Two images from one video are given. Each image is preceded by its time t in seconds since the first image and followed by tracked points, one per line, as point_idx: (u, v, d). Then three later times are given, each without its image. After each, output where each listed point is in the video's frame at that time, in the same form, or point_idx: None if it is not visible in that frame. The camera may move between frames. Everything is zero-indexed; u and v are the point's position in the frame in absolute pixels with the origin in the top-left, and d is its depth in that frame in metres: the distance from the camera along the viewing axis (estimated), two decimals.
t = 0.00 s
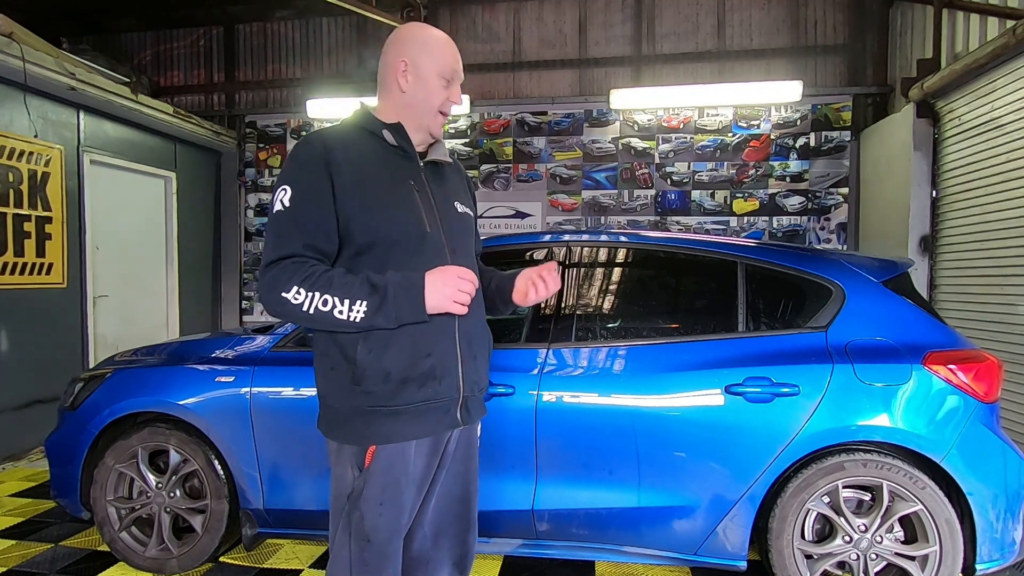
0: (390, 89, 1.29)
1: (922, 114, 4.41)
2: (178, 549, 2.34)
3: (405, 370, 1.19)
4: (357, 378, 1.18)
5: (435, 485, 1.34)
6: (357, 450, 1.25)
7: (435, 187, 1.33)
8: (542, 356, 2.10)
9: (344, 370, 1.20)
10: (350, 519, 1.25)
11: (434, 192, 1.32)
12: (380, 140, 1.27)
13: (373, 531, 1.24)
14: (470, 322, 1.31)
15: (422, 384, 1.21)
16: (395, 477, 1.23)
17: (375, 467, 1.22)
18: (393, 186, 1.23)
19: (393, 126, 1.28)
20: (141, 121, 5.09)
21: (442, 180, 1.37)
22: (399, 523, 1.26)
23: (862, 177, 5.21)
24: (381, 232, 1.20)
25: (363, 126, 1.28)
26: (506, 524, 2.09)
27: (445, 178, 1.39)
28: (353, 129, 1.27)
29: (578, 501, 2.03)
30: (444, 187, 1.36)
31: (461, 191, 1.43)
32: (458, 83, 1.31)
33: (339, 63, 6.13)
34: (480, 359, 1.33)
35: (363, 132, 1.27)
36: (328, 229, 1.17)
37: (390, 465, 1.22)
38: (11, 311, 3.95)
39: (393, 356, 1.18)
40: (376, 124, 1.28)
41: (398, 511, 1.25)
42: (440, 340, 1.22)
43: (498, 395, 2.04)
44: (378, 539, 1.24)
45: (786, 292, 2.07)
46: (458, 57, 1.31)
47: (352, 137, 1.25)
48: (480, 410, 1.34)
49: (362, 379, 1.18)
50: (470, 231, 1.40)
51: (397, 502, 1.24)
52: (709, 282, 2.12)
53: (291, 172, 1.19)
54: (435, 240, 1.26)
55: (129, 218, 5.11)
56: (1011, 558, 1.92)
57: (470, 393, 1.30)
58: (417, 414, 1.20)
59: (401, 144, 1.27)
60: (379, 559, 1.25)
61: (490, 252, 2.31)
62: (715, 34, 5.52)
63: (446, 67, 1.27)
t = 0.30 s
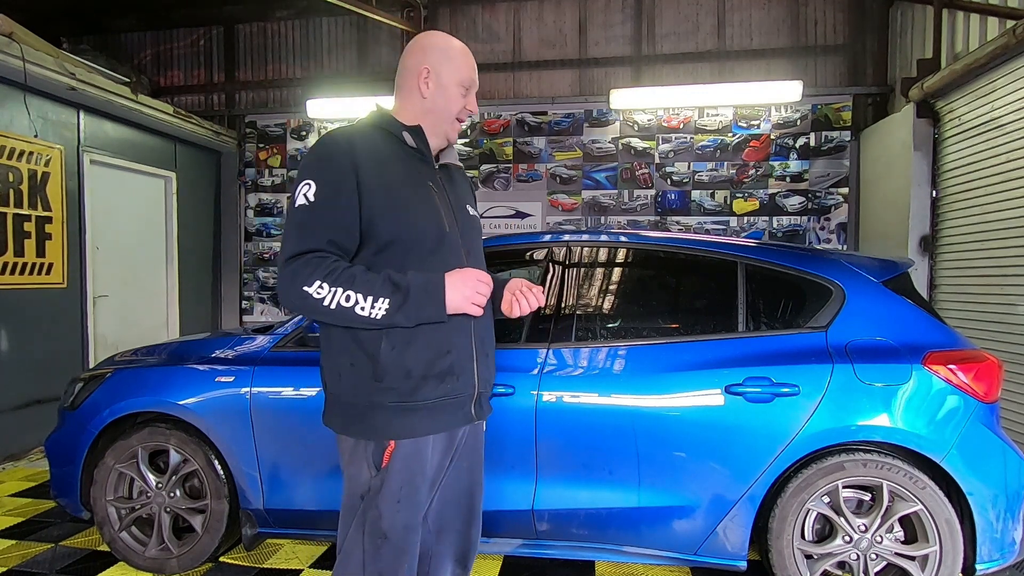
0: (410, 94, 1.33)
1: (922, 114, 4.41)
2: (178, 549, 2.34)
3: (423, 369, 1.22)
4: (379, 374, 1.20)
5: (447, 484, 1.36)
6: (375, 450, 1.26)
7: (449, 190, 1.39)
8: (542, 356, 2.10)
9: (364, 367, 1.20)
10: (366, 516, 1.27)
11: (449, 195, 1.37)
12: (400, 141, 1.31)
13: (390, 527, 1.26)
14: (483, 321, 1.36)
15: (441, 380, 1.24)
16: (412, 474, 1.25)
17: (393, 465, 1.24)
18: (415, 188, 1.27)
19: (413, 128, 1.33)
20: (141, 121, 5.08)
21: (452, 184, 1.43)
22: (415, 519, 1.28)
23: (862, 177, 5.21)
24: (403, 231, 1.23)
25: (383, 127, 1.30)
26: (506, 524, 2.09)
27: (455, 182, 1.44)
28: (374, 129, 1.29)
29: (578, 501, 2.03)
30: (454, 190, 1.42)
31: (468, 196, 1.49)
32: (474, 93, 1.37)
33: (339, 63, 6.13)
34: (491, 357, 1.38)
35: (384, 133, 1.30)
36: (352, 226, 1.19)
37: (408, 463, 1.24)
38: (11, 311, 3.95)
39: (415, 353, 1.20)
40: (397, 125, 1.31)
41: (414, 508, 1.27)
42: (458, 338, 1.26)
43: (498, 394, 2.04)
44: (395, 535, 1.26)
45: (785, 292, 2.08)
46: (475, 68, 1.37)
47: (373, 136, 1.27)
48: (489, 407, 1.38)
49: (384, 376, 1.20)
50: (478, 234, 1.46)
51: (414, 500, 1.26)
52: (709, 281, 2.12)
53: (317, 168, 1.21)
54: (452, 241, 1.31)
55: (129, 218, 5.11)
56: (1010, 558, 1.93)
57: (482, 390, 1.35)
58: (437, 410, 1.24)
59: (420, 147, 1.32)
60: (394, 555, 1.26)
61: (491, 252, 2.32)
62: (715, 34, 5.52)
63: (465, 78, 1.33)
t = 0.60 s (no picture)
0: (427, 102, 1.35)
1: (922, 114, 4.41)
2: (178, 549, 2.34)
3: (438, 365, 1.24)
4: (395, 370, 1.21)
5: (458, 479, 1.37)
6: (390, 446, 1.27)
7: (461, 194, 1.41)
8: (542, 356, 2.10)
9: (380, 362, 1.22)
10: (382, 513, 1.27)
11: (461, 199, 1.40)
12: (416, 144, 1.33)
13: (407, 523, 1.26)
14: (492, 323, 1.39)
15: (455, 377, 1.26)
16: (429, 468, 1.26)
17: (410, 460, 1.25)
18: (432, 190, 1.29)
19: (429, 133, 1.35)
20: (141, 121, 5.08)
21: (462, 188, 1.45)
22: (431, 514, 1.29)
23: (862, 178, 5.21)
24: (421, 231, 1.25)
25: (400, 130, 1.32)
26: (506, 524, 2.09)
27: (464, 187, 1.46)
28: (392, 132, 1.31)
29: (578, 501, 2.03)
30: (465, 194, 1.44)
31: (476, 201, 1.51)
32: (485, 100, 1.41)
33: (339, 63, 6.13)
34: (499, 357, 1.40)
35: (402, 136, 1.32)
36: (371, 225, 1.21)
37: (424, 457, 1.25)
38: (11, 311, 3.95)
39: (430, 351, 1.22)
40: (413, 129, 1.33)
41: (430, 502, 1.28)
42: (471, 336, 1.29)
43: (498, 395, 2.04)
44: (413, 530, 1.27)
45: (785, 292, 2.08)
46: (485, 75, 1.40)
47: (392, 139, 1.29)
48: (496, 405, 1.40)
49: (400, 371, 1.21)
50: (486, 237, 1.48)
51: (430, 494, 1.28)
52: (709, 281, 2.12)
53: (339, 167, 1.23)
54: (465, 243, 1.33)
55: (129, 218, 5.11)
56: (1011, 558, 1.92)
57: (492, 389, 1.37)
58: (450, 407, 1.26)
59: (435, 150, 1.34)
60: (412, 550, 1.27)
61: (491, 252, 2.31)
62: (715, 33, 5.52)
63: (480, 85, 1.36)
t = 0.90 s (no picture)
0: (439, 106, 1.35)
1: (922, 114, 4.41)
2: (178, 549, 2.34)
3: (438, 362, 1.24)
4: (395, 363, 1.22)
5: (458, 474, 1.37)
6: (391, 438, 1.27)
7: (470, 197, 1.40)
8: (542, 356, 2.10)
9: (382, 356, 1.23)
10: (384, 507, 1.27)
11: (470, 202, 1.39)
12: (428, 147, 1.34)
13: (409, 516, 1.26)
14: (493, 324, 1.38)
15: (454, 374, 1.26)
16: (429, 460, 1.26)
17: (410, 451, 1.25)
18: (440, 192, 1.29)
19: (441, 136, 1.35)
20: (141, 121, 5.08)
21: (472, 191, 1.44)
22: (433, 507, 1.28)
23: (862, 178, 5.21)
24: (428, 231, 1.25)
25: (413, 135, 1.33)
26: (506, 524, 2.09)
27: (475, 190, 1.45)
28: (405, 135, 1.32)
29: (579, 500, 2.03)
30: (475, 197, 1.43)
31: (486, 205, 1.50)
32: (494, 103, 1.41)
33: (339, 63, 6.13)
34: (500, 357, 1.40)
35: (414, 138, 1.33)
36: (379, 223, 1.22)
37: (423, 449, 1.25)
38: (11, 311, 3.95)
39: (431, 348, 1.23)
40: (425, 132, 1.34)
41: (431, 495, 1.27)
42: (473, 335, 1.29)
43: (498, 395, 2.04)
44: (415, 523, 1.26)
45: (786, 292, 2.08)
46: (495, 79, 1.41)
47: (404, 141, 1.30)
48: (494, 406, 1.39)
49: (399, 365, 1.22)
50: (494, 240, 1.47)
51: (431, 486, 1.27)
52: (709, 282, 2.12)
53: (351, 166, 1.24)
54: (471, 245, 1.33)
55: (129, 218, 5.11)
56: (1011, 558, 1.92)
57: (490, 388, 1.36)
58: (449, 404, 1.26)
59: (446, 153, 1.35)
60: (414, 545, 1.27)
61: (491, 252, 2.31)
62: (715, 33, 5.52)
63: (490, 89, 1.36)
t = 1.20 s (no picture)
0: (446, 111, 1.35)
1: (922, 114, 4.41)
2: (178, 549, 2.34)
3: (426, 357, 1.24)
4: (383, 355, 1.23)
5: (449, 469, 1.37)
6: (382, 432, 1.27)
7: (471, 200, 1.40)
8: (542, 356, 2.10)
9: (371, 347, 1.25)
10: (378, 503, 1.27)
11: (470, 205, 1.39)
12: (432, 148, 1.33)
13: (404, 511, 1.26)
14: (486, 324, 1.38)
15: (441, 370, 1.26)
16: (422, 454, 1.26)
17: (402, 446, 1.25)
18: (441, 192, 1.29)
19: (447, 139, 1.35)
20: (141, 121, 5.08)
21: (473, 195, 1.44)
22: (427, 501, 1.28)
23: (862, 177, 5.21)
24: (427, 231, 1.26)
25: (420, 135, 1.33)
26: (505, 524, 2.09)
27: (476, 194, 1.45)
28: (411, 135, 1.32)
29: (579, 500, 2.03)
30: (476, 201, 1.43)
31: (487, 209, 1.50)
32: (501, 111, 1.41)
33: (338, 63, 6.13)
34: (490, 359, 1.40)
35: (420, 138, 1.32)
36: (378, 217, 1.22)
37: (415, 444, 1.25)
38: (11, 311, 3.96)
39: (420, 342, 1.24)
40: (431, 134, 1.33)
41: (425, 488, 1.27)
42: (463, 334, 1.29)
43: (498, 395, 2.04)
44: (410, 517, 1.27)
45: (786, 292, 2.08)
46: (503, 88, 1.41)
47: (409, 140, 1.30)
48: (482, 406, 1.38)
49: (387, 357, 1.23)
50: (493, 244, 1.47)
51: (425, 480, 1.27)
52: (709, 282, 2.13)
53: (355, 161, 1.24)
54: (469, 247, 1.32)
55: (129, 218, 5.11)
56: (1010, 558, 1.93)
57: (478, 389, 1.35)
58: (435, 400, 1.25)
59: (451, 155, 1.34)
60: (409, 539, 1.27)
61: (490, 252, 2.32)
62: (715, 33, 5.52)
63: (497, 96, 1.37)
